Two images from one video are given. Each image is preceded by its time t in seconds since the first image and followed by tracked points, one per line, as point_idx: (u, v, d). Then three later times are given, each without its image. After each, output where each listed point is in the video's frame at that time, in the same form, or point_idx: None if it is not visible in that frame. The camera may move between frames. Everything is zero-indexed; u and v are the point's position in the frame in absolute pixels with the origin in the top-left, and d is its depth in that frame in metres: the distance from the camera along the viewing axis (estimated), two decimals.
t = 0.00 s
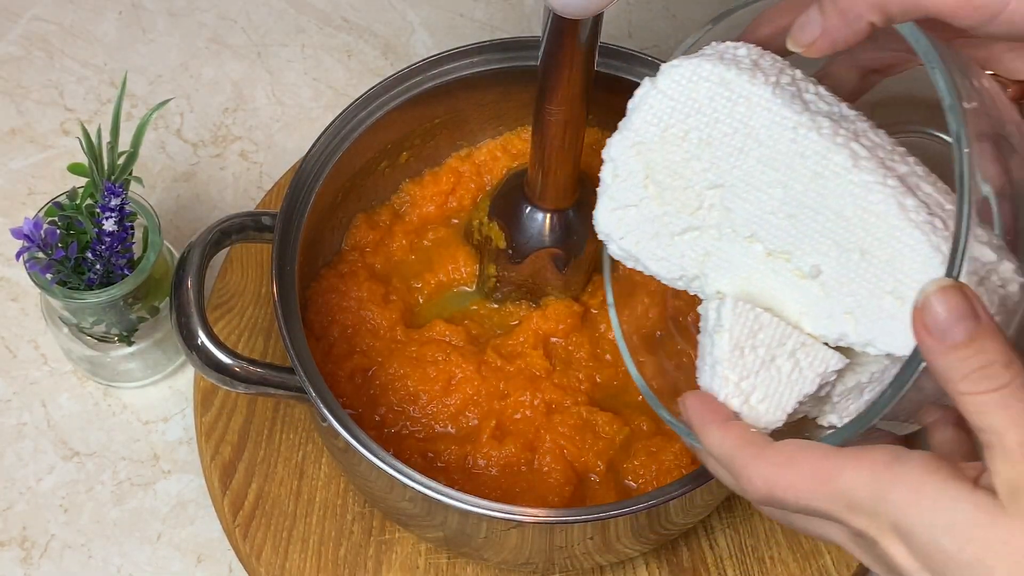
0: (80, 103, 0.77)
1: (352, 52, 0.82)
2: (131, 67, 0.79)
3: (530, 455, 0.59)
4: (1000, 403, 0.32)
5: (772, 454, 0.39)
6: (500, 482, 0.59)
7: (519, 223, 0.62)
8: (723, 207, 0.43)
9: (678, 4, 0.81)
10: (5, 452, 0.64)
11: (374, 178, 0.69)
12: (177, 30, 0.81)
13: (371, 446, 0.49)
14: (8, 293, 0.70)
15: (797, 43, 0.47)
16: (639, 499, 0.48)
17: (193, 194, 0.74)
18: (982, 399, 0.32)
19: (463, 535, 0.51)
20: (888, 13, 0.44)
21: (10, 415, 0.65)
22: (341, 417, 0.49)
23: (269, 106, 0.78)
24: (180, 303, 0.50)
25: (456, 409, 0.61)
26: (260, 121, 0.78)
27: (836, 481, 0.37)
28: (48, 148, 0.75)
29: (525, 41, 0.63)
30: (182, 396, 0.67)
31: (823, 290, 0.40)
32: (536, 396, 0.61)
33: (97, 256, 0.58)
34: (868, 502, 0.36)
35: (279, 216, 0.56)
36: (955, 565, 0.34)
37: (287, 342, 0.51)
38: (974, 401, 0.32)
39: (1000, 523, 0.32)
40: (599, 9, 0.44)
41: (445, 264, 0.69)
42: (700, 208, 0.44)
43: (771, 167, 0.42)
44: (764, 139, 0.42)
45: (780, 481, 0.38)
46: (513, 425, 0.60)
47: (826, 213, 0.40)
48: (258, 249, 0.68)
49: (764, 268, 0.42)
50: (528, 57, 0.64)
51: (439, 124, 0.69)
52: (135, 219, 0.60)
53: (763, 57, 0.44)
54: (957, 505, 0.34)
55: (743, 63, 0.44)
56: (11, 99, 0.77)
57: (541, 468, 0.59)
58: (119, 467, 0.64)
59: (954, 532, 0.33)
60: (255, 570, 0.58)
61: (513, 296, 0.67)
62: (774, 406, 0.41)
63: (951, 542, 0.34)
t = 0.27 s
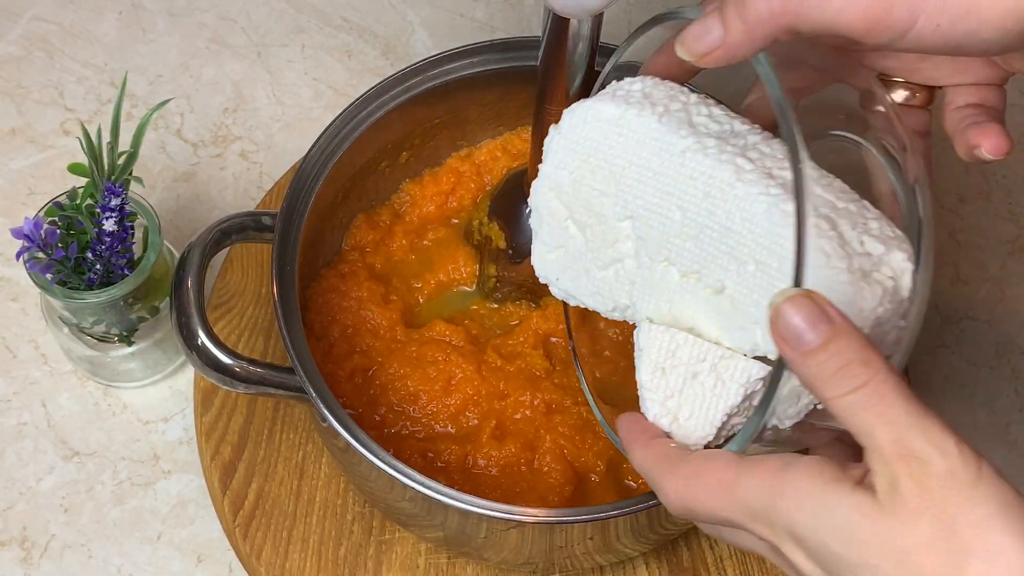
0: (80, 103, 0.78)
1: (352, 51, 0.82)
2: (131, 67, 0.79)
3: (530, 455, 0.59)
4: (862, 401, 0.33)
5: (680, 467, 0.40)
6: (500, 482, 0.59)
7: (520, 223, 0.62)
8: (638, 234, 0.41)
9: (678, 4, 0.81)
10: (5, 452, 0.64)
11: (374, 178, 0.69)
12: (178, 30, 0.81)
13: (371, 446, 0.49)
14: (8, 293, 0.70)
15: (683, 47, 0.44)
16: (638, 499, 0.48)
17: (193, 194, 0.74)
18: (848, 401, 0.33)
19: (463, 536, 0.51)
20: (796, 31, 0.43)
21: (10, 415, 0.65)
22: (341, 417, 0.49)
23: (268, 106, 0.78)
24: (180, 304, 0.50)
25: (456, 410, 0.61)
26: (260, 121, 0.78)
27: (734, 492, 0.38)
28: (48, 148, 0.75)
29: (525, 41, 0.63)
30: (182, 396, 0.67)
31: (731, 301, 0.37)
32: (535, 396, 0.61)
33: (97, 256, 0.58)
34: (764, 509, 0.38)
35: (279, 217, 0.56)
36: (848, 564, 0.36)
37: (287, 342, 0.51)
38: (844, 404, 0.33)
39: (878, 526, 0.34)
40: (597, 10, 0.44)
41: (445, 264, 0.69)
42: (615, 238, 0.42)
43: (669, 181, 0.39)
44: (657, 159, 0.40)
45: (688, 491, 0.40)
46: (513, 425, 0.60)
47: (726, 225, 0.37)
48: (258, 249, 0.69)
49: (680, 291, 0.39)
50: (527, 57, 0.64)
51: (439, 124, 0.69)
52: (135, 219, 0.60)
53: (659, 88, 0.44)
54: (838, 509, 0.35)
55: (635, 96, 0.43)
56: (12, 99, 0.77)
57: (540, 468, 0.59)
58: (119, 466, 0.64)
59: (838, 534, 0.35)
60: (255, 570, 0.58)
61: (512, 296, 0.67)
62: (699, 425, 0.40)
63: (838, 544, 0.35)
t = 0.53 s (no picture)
0: (80, 103, 0.77)
1: (352, 51, 0.82)
2: (131, 67, 0.79)
3: (530, 454, 0.59)
4: (783, 382, 0.33)
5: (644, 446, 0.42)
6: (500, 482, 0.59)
7: (519, 224, 0.62)
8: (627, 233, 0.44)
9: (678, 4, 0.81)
10: (5, 452, 0.64)
11: (374, 178, 0.69)
12: (178, 30, 0.81)
13: (371, 446, 0.49)
14: (9, 293, 0.70)
15: (626, 86, 0.44)
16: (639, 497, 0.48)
17: (193, 194, 0.74)
18: (771, 382, 0.33)
19: (463, 536, 0.51)
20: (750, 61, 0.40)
21: (10, 415, 0.65)
22: (341, 417, 0.49)
23: (268, 106, 0.78)
24: (180, 304, 0.49)
25: (456, 409, 0.61)
26: (260, 121, 0.78)
27: (686, 470, 0.39)
28: (49, 148, 0.75)
29: (524, 41, 0.63)
30: (182, 396, 0.67)
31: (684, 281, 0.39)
32: (536, 396, 0.61)
33: (97, 256, 0.58)
34: (707, 487, 0.38)
35: (279, 217, 0.56)
36: (785, 538, 0.35)
37: (288, 342, 0.51)
38: (767, 384, 0.33)
39: (807, 497, 0.34)
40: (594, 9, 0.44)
41: (445, 264, 0.69)
42: (615, 240, 0.46)
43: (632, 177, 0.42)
44: (625, 157, 0.43)
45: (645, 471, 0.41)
46: (512, 425, 0.60)
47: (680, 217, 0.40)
48: (258, 249, 0.69)
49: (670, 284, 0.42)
50: (527, 57, 0.64)
51: (440, 124, 0.69)
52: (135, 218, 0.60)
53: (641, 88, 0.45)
54: (770, 480, 0.35)
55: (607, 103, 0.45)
56: (12, 99, 0.77)
57: (540, 468, 0.59)
58: (119, 466, 0.64)
59: (773, 505, 0.35)
60: (255, 570, 0.58)
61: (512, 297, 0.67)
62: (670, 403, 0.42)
63: (774, 516, 0.35)
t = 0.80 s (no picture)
0: (80, 103, 0.77)
1: (352, 51, 0.81)
2: (131, 67, 0.79)
3: (530, 454, 0.59)
4: (738, 396, 0.36)
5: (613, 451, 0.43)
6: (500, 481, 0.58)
7: (515, 226, 0.62)
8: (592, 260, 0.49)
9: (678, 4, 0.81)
10: (5, 452, 0.64)
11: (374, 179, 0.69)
12: (178, 30, 0.81)
13: (371, 447, 0.49)
14: (8, 293, 0.70)
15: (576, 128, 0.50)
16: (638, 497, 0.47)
17: (193, 194, 0.74)
18: (723, 404, 0.36)
19: (463, 536, 0.51)
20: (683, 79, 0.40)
21: (10, 415, 0.65)
22: (341, 418, 0.49)
23: (268, 106, 0.78)
24: (179, 304, 0.49)
25: (456, 410, 0.61)
26: (260, 121, 0.78)
27: (659, 470, 0.40)
28: (48, 148, 0.75)
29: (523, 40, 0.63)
30: (182, 396, 0.67)
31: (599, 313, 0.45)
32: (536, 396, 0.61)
33: (97, 256, 0.58)
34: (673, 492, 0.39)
35: (279, 217, 0.56)
36: (756, 541, 0.36)
37: (288, 342, 0.51)
38: (723, 401, 0.36)
39: (771, 503, 0.35)
40: (575, 7, 0.44)
41: (445, 264, 0.69)
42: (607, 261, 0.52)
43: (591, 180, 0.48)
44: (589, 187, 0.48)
45: (613, 475, 0.43)
46: (512, 425, 0.60)
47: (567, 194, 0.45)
48: (258, 249, 0.68)
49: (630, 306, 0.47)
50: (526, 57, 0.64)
51: (440, 124, 0.69)
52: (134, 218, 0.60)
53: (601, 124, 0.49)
54: (736, 487, 0.36)
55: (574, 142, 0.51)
56: (12, 99, 0.77)
57: (540, 469, 0.59)
58: (119, 467, 0.64)
59: (741, 512, 0.36)
60: (255, 570, 0.58)
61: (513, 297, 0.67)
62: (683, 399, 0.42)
63: (742, 519, 0.36)
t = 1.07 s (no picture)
0: (80, 103, 0.77)
1: (352, 51, 0.81)
2: (131, 67, 0.79)
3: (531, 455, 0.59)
4: (754, 369, 0.36)
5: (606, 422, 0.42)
6: (498, 480, 0.59)
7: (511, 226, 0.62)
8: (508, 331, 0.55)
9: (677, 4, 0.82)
10: (5, 452, 0.64)
11: (372, 180, 0.69)
12: (178, 30, 0.81)
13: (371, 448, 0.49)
14: (8, 293, 0.70)
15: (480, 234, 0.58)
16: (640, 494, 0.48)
17: (193, 194, 0.74)
18: (742, 371, 0.36)
19: (463, 536, 0.51)
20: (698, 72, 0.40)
21: (10, 415, 0.65)
22: (341, 419, 0.49)
23: (268, 106, 0.78)
24: (179, 304, 0.49)
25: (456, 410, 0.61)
26: (260, 121, 0.78)
27: (651, 450, 0.39)
28: (48, 148, 0.75)
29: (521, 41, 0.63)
30: (182, 396, 0.67)
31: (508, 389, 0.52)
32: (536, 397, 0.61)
33: (97, 256, 0.58)
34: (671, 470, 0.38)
35: (279, 217, 0.56)
36: (754, 527, 0.36)
37: (288, 342, 0.51)
38: (739, 372, 0.36)
39: (774, 488, 0.34)
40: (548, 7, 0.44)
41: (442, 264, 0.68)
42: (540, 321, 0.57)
43: (491, 299, 0.56)
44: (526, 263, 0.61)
45: (604, 452, 0.42)
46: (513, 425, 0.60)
47: (452, 314, 0.54)
48: (258, 250, 0.68)
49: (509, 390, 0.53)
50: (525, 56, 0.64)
51: (439, 124, 0.69)
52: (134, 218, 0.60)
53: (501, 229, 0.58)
54: (738, 470, 0.36)
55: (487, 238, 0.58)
56: (12, 99, 0.77)
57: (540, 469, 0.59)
58: (119, 467, 0.64)
59: (742, 498, 0.35)
60: (255, 570, 0.57)
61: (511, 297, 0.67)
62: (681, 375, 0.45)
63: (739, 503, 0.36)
